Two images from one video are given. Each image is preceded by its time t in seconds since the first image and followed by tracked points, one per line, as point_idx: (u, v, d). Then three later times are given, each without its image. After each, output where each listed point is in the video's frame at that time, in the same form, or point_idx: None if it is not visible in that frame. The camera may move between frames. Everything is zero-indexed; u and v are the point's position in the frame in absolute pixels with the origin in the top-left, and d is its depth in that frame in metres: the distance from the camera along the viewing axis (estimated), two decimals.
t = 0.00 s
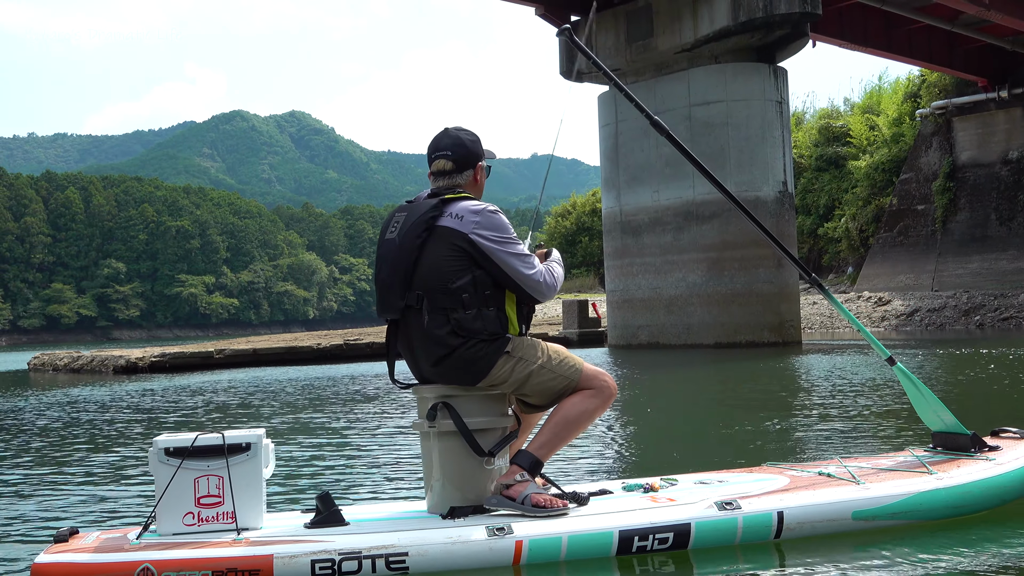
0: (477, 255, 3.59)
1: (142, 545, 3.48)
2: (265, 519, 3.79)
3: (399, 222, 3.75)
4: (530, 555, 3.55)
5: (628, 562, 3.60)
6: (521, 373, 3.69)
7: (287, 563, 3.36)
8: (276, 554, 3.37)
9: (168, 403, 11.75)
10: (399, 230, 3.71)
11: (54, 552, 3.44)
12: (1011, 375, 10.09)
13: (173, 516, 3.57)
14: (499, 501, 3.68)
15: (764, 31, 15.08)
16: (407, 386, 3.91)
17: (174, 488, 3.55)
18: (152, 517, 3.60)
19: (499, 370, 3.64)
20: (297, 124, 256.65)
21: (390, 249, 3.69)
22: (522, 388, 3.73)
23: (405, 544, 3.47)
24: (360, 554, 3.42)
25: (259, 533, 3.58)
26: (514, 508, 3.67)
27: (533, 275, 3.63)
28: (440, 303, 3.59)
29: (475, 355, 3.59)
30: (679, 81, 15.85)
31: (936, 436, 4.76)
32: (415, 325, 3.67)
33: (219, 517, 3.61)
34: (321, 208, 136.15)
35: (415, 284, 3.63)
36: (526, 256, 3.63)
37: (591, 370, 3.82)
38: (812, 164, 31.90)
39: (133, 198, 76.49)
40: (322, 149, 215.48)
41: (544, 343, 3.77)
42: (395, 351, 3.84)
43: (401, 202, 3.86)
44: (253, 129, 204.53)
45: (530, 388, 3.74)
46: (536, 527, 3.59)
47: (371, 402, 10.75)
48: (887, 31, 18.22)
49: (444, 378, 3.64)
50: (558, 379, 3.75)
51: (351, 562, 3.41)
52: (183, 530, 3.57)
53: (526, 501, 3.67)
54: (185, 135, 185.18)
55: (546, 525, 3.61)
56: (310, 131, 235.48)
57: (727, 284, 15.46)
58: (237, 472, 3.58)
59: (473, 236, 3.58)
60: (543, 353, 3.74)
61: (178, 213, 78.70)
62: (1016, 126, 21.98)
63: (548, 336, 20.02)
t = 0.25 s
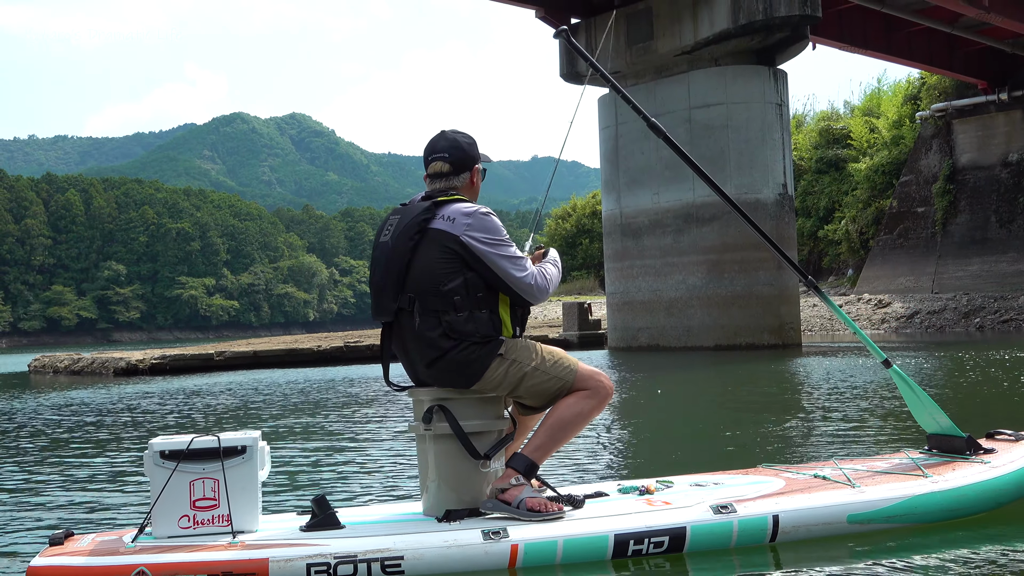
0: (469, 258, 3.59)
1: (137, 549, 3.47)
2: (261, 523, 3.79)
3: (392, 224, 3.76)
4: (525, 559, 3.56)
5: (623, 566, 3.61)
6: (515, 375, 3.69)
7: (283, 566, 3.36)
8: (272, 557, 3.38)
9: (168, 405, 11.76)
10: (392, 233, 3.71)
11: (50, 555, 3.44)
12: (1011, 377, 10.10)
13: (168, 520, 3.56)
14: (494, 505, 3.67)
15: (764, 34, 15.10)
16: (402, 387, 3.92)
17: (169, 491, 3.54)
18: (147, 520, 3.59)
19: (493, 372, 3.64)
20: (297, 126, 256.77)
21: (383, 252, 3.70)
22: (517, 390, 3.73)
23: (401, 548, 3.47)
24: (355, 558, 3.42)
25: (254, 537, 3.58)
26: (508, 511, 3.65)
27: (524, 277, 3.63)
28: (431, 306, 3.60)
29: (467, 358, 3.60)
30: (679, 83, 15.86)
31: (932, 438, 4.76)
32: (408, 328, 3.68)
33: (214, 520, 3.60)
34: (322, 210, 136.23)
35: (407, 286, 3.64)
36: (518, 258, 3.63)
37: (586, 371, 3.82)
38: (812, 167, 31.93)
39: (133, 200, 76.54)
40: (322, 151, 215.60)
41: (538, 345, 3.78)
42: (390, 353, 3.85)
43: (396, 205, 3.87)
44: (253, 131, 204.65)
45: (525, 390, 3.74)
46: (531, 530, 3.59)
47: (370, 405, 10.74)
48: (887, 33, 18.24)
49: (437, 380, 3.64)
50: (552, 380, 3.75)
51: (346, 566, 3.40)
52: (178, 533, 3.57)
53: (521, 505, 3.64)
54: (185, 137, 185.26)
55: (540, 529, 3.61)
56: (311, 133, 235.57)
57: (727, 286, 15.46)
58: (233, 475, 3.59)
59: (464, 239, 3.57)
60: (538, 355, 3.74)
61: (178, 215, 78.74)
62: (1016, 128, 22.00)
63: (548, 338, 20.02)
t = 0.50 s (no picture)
0: (466, 261, 3.59)
1: (134, 552, 3.48)
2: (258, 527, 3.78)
3: (389, 228, 3.76)
4: (522, 562, 3.55)
5: (620, 570, 3.60)
6: (513, 379, 3.69)
7: (279, 570, 3.36)
8: (268, 562, 3.38)
9: (168, 408, 11.77)
10: (389, 236, 3.71)
11: (46, 558, 3.44)
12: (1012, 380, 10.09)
13: (165, 523, 3.57)
14: (492, 509, 3.68)
15: (764, 37, 15.10)
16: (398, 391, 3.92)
17: (167, 495, 3.54)
18: (145, 523, 3.60)
19: (490, 377, 3.64)
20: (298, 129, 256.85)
21: (380, 255, 3.70)
22: (515, 394, 3.73)
23: (397, 553, 3.45)
24: (352, 562, 3.40)
25: (251, 541, 3.57)
26: (505, 516, 3.66)
27: (522, 281, 3.64)
28: (429, 310, 3.60)
29: (465, 363, 3.59)
30: (680, 86, 15.88)
31: (930, 441, 4.76)
32: (405, 331, 3.68)
33: (211, 524, 3.60)
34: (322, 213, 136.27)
35: (404, 290, 3.64)
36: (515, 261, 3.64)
37: (584, 375, 3.82)
38: (812, 169, 31.94)
39: (134, 203, 76.58)
40: (322, 153, 215.74)
41: (536, 349, 3.78)
42: (387, 357, 3.85)
43: (393, 208, 3.87)
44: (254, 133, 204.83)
45: (522, 394, 3.74)
46: (528, 535, 3.58)
47: (370, 408, 10.73)
48: (887, 36, 18.24)
49: (434, 384, 3.64)
50: (549, 384, 3.76)
51: (342, 570, 3.38)
52: (175, 536, 3.58)
53: (517, 510, 3.65)
54: (186, 140, 185.43)
55: (537, 533, 3.60)
56: (311, 136, 235.72)
57: (727, 289, 15.45)
58: (230, 479, 3.59)
59: (462, 242, 3.58)
60: (535, 359, 3.74)
61: (179, 218, 78.76)
62: (1016, 131, 21.97)
63: (548, 341, 20.00)
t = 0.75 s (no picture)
0: (466, 264, 3.61)
1: (132, 554, 3.50)
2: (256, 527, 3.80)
3: (388, 230, 3.77)
4: (519, 565, 3.54)
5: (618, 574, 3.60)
6: (512, 383, 3.70)
7: (277, 573, 3.37)
8: (266, 564, 3.39)
9: (172, 409, 11.80)
10: (389, 238, 3.73)
11: (45, 559, 3.45)
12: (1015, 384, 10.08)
13: (164, 524, 3.59)
14: (489, 511, 3.68)
15: (768, 40, 15.11)
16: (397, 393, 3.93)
17: (165, 497, 3.55)
18: (143, 524, 3.61)
19: (489, 380, 3.65)
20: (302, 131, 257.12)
21: (380, 257, 3.71)
22: (514, 397, 3.75)
23: (395, 556, 3.45)
24: (349, 565, 3.40)
25: (249, 543, 3.59)
26: (503, 519, 3.66)
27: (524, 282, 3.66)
28: (428, 313, 3.61)
29: (465, 366, 3.59)
30: (683, 89, 15.89)
31: (931, 445, 4.77)
32: (405, 334, 3.69)
33: (210, 525, 3.62)
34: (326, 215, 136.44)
35: (404, 292, 3.65)
36: (517, 264, 3.66)
37: (583, 378, 3.84)
38: (815, 172, 31.96)
39: (138, 205, 76.74)
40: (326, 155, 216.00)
41: (535, 352, 3.80)
42: (386, 360, 3.85)
43: (392, 210, 3.88)
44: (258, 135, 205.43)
45: (521, 397, 3.76)
46: (525, 538, 3.58)
47: (372, 410, 10.75)
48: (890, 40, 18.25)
49: (433, 387, 3.64)
50: (548, 388, 3.77)
51: (340, 573, 3.39)
52: (174, 537, 3.60)
53: (515, 513, 3.65)
54: (190, 142, 185.76)
55: (535, 536, 3.60)
56: (315, 138, 236.04)
57: (730, 292, 15.45)
58: (228, 481, 3.59)
59: (463, 245, 3.60)
60: (534, 362, 3.75)
61: (182, 219, 78.91)
62: (1020, 134, 21.94)
63: (550, 344, 20.01)
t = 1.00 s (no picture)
0: (467, 262, 3.63)
1: (133, 552, 3.52)
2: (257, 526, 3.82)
3: (389, 230, 3.79)
4: (520, 564, 3.56)
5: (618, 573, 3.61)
6: (513, 383, 3.71)
7: (278, 571, 3.39)
8: (266, 563, 3.41)
9: (178, 408, 11.85)
10: (390, 238, 3.75)
11: (47, 558, 3.48)
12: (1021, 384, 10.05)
13: (165, 523, 3.61)
14: (490, 511, 3.71)
15: (773, 39, 15.09)
16: (399, 393, 3.95)
17: (165, 496, 3.57)
18: (143, 523, 3.63)
19: (491, 379, 3.66)
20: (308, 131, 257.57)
21: (381, 257, 3.73)
22: (516, 396, 3.76)
23: (395, 555, 3.47)
24: (349, 564, 3.42)
25: (249, 542, 3.61)
26: (504, 518, 3.68)
27: (527, 279, 3.67)
28: (430, 313, 3.63)
29: (468, 366, 3.61)
30: (688, 88, 15.88)
31: (935, 445, 4.78)
32: (407, 333, 3.71)
33: (210, 524, 3.63)
34: (332, 214, 136.63)
35: (405, 292, 3.67)
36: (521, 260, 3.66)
37: (585, 378, 3.85)
38: (821, 171, 31.91)
39: (144, 204, 76.90)
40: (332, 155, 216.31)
41: (538, 351, 3.81)
42: (388, 359, 3.87)
43: (394, 209, 3.90)
44: (264, 135, 205.80)
45: (523, 396, 3.77)
46: (526, 538, 3.60)
47: (377, 409, 10.78)
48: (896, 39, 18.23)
49: (435, 387, 3.66)
50: (550, 387, 3.78)
51: (340, 572, 3.40)
52: (175, 535, 3.62)
53: (516, 512, 3.67)
54: (196, 142, 186.26)
55: (536, 536, 3.61)
56: (321, 138, 236.36)
57: (735, 292, 15.44)
58: (228, 479, 3.61)
59: (464, 243, 3.62)
60: (536, 362, 3.76)
61: (188, 218, 79.08)
62: None
63: (556, 343, 20.02)
